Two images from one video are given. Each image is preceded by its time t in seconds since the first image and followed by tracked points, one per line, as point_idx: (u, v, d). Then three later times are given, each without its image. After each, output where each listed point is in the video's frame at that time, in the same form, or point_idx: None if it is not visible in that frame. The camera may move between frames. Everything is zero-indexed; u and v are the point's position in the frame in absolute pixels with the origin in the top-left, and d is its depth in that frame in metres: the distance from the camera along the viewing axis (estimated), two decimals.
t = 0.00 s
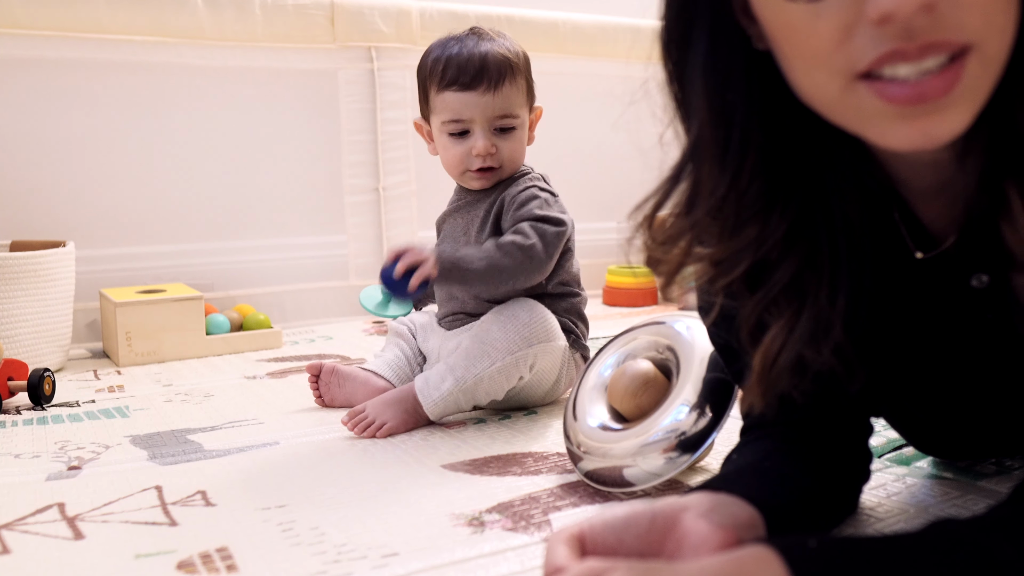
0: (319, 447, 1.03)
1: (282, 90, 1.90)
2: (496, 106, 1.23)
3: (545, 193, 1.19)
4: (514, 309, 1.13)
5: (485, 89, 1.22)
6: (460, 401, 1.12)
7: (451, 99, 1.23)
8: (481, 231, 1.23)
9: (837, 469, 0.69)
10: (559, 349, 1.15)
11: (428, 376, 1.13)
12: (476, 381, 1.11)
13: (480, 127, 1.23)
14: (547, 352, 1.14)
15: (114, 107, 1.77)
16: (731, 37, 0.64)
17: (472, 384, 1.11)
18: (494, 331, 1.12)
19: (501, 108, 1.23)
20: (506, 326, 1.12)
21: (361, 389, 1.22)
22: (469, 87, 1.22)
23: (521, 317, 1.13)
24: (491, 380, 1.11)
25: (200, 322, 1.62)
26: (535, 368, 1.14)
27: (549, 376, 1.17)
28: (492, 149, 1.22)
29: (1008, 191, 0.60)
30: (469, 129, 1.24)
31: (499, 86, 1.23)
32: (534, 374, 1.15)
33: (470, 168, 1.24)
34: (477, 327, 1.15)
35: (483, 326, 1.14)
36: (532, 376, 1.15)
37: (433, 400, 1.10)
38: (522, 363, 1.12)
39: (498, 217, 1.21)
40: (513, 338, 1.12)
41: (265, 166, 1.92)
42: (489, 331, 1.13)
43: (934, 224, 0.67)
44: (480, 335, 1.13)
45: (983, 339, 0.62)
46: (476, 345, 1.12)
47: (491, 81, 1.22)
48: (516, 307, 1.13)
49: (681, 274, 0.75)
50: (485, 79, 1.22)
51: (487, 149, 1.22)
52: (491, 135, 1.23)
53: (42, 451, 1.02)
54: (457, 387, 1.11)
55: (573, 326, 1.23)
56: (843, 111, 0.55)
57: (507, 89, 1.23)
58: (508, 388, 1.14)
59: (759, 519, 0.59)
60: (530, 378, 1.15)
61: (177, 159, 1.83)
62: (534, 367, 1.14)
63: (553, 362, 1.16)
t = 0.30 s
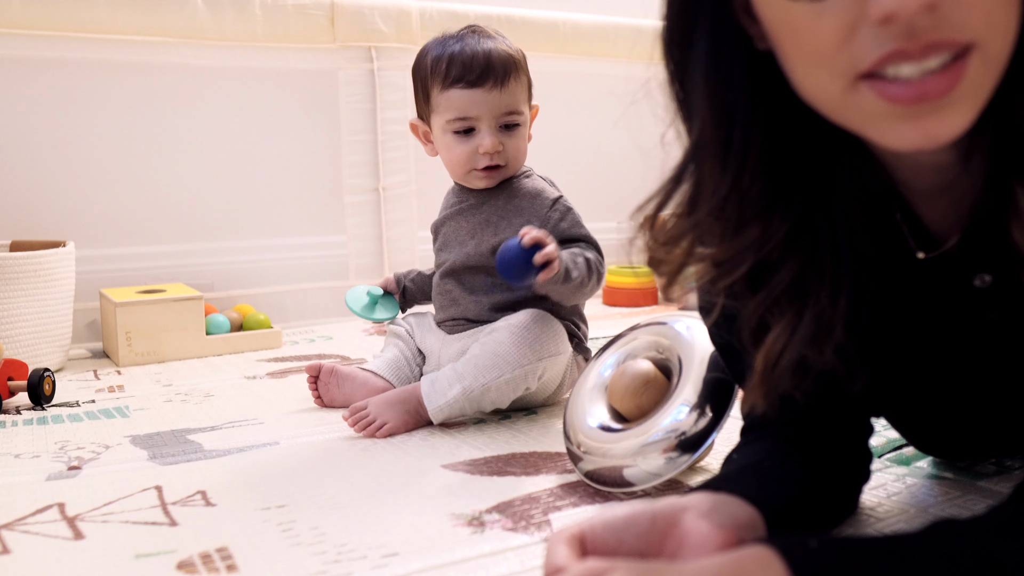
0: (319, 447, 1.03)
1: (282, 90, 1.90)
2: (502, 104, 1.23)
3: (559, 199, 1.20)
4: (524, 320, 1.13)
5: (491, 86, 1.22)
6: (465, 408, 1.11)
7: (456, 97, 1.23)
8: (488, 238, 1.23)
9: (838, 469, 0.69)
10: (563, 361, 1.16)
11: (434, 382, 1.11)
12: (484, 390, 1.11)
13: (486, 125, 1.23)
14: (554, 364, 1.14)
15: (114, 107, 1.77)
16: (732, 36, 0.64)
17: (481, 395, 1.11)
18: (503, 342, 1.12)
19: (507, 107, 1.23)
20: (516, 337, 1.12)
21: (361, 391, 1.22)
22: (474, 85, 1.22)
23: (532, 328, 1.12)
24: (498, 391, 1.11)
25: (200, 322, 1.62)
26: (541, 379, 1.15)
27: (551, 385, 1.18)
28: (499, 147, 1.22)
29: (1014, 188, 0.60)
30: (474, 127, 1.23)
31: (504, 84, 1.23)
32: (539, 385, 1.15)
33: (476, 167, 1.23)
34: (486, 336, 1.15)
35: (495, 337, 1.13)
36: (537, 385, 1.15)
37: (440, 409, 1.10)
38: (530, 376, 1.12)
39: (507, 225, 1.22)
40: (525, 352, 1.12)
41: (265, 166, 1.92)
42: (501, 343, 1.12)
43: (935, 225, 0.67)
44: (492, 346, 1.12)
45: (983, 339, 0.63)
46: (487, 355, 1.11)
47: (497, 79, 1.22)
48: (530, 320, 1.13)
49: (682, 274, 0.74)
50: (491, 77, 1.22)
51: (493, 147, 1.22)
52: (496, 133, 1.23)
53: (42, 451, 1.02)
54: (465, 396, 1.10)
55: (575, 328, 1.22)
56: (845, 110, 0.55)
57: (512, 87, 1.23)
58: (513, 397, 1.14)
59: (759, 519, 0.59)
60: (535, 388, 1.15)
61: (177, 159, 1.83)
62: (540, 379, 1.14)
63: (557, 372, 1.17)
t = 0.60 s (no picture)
0: (319, 447, 1.03)
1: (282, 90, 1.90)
2: (517, 99, 1.23)
3: (577, 199, 1.21)
4: (539, 347, 1.13)
5: (505, 81, 1.22)
6: (467, 422, 1.10)
7: (471, 94, 1.23)
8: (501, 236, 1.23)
9: (837, 469, 0.69)
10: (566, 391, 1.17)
11: (441, 390, 1.10)
12: (489, 408, 1.10)
13: (501, 121, 1.22)
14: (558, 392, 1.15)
15: (114, 107, 1.77)
16: (733, 35, 0.64)
17: (485, 411, 1.10)
18: (516, 366, 1.12)
19: (523, 101, 1.23)
20: (529, 365, 1.12)
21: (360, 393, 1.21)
22: (490, 81, 1.22)
23: (545, 356, 1.13)
24: (503, 410, 1.11)
25: (200, 322, 1.62)
26: (544, 406, 1.15)
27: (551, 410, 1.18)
28: (516, 142, 1.22)
29: (1013, 188, 0.60)
30: (489, 123, 1.23)
31: (519, 79, 1.23)
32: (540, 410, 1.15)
33: (493, 164, 1.23)
34: (497, 354, 1.14)
35: (507, 356, 1.13)
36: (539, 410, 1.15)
37: (444, 419, 1.08)
38: (536, 401, 1.12)
39: (524, 223, 1.22)
40: (535, 378, 1.12)
41: (265, 166, 1.91)
42: (513, 364, 1.12)
43: (935, 226, 0.67)
44: (502, 365, 1.12)
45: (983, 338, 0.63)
46: (497, 374, 1.11)
47: (511, 74, 1.22)
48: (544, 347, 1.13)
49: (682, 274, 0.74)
50: (505, 72, 1.22)
51: (510, 143, 1.22)
52: (512, 129, 1.23)
53: (42, 451, 1.02)
54: (470, 411, 1.09)
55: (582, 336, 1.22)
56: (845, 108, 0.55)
57: (526, 81, 1.23)
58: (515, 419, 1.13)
59: (759, 518, 0.59)
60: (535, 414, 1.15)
61: (177, 159, 1.83)
62: (543, 405, 1.14)
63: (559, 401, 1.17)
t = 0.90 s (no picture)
0: (319, 447, 1.03)
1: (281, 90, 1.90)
2: (522, 100, 1.22)
3: (585, 196, 1.20)
4: (540, 356, 1.13)
5: (510, 82, 1.22)
6: (465, 427, 1.10)
7: (476, 95, 1.23)
8: (510, 235, 1.23)
9: (837, 468, 0.69)
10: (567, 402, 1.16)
11: (441, 395, 1.10)
12: (488, 412, 1.09)
13: (506, 122, 1.22)
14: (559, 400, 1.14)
15: (114, 107, 1.77)
16: (732, 34, 0.64)
17: (483, 418, 1.09)
18: (516, 372, 1.12)
19: (526, 102, 1.23)
20: (530, 371, 1.12)
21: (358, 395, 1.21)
22: (493, 83, 1.22)
23: (546, 364, 1.13)
24: (502, 417, 1.10)
25: (200, 322, 1.62)
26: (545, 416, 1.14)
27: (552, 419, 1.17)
28: (520, 143, 1.22)
29: (1014, 185, 0.60)
30: (494, 124, 1.23)
31: (522, 79, 1.22)
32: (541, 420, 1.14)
33: (498, 165, 1.23)
34: (499, 361, 1.15)
35: (508, 364, 1.13)
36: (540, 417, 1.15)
37: (441, 422, 1.08)
38: (536, 410, 1.12)
39: (532, 222, 1.21)
40: (535, 386, 1.11)
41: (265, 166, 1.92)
42: (514, 372, 1.12)
43: (934, 225, 0.67)
44: (503, 373, 1.12)
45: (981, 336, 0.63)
46: (497, 380, 1.11)
47: (515, 74, 1.22)
48: (545, 356, 1.14)
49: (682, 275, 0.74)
50: (510, 73, 1.22)
51: (514, 144, 1.22)
52: (517, 129, 1.23)
53: (42, 451, 1.02)
54: (469, 415, 1.09)
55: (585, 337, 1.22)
56: (842, 108, 0.55)
57: (530, 82, 1.23)
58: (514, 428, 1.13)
59: (759, 518, 0.59)
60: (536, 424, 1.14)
61: (178, 159, 1.83)
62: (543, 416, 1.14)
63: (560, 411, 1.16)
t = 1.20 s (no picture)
0: (319, 447, 1.03)
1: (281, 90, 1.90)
2: (512, 96, 1.22)
3: (583, 190, 1.21)
4: (540, 354, 1.13)
5: (499, 79, 1.21)
6: (465, 426, 1.10)
7: (465, 94, 1.23)
8: (507, 232, 1.23)
9: (837, 466, 0.69)
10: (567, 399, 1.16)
11: (439, 393, 1.10)
12: (487, 412, 1.09)
13: (497, 120, 1.22)
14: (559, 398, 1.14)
15: (114, 107, 1.77)
16: (731, 34, 0.64)
17: (481, 416, 1.09)
18: (515, 371, 1.12)
19: (517, 99, 1.22)
20: (529, 371, 1.12)
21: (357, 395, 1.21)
22: (482, 82, 1.21)
23: (545, 364, 1.13)
24: (501, 416, 1.10)
25: (200, 322, 1.62)
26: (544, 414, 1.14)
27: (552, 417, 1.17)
28: (513, 140, 1.22)
29: (1014, 184, 0.60)
30: (485, 123, 1.23)
31: (510, 77, 1.22)
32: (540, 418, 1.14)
33: (492, 162, 1.23)
34: (498, 359, 1.15)
35: (506, 363, 1.13)
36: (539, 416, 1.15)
37: (440, 421, 1.08)
38: (535, 408, 1.12)
39: (529, 216, 1.22)
40: (534, 384, 1.11)
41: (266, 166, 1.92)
42: (513, 370, 1.12)
43: (935, 225, 0.67)
44: (502, 371, 1.12)
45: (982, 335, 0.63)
46: (495, 380, 1.11)
47: (503, 72, 1.22)
48: (544, 355, 1.14)
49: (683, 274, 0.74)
50: (498, 70, 1.22)
51: (507, 141, 1.21)
52: (509, 127, 1.22)
53: (42, 451, 1.02)
54: (467, 414, 1.09)
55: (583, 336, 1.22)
56: (843, 109, 0.55)
57: (519, 78, 1.22)
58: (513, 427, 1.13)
59: (759, 519, 0.59)
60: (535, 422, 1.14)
61: (178, 159, 1.83)
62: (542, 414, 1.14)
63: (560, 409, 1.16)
